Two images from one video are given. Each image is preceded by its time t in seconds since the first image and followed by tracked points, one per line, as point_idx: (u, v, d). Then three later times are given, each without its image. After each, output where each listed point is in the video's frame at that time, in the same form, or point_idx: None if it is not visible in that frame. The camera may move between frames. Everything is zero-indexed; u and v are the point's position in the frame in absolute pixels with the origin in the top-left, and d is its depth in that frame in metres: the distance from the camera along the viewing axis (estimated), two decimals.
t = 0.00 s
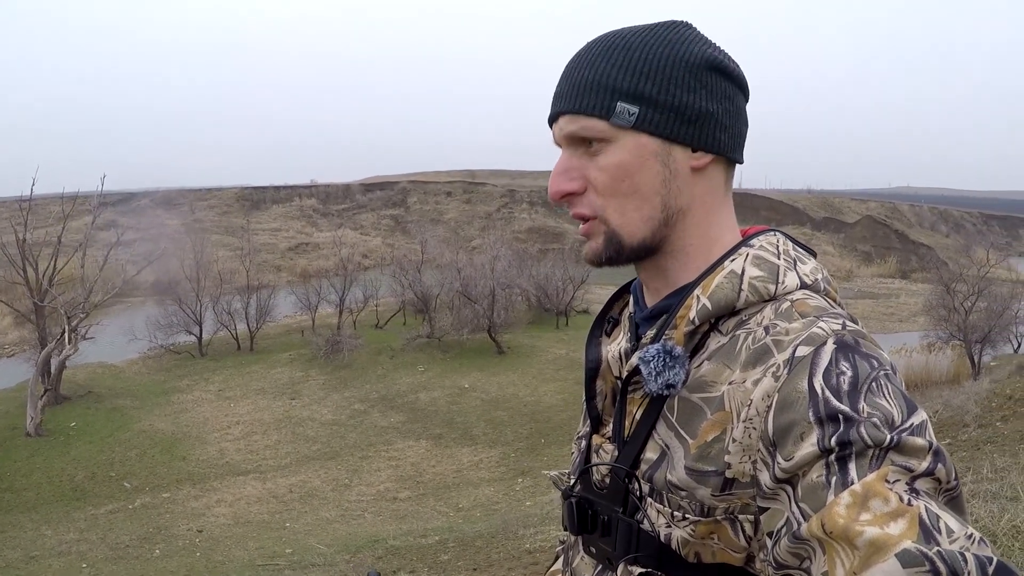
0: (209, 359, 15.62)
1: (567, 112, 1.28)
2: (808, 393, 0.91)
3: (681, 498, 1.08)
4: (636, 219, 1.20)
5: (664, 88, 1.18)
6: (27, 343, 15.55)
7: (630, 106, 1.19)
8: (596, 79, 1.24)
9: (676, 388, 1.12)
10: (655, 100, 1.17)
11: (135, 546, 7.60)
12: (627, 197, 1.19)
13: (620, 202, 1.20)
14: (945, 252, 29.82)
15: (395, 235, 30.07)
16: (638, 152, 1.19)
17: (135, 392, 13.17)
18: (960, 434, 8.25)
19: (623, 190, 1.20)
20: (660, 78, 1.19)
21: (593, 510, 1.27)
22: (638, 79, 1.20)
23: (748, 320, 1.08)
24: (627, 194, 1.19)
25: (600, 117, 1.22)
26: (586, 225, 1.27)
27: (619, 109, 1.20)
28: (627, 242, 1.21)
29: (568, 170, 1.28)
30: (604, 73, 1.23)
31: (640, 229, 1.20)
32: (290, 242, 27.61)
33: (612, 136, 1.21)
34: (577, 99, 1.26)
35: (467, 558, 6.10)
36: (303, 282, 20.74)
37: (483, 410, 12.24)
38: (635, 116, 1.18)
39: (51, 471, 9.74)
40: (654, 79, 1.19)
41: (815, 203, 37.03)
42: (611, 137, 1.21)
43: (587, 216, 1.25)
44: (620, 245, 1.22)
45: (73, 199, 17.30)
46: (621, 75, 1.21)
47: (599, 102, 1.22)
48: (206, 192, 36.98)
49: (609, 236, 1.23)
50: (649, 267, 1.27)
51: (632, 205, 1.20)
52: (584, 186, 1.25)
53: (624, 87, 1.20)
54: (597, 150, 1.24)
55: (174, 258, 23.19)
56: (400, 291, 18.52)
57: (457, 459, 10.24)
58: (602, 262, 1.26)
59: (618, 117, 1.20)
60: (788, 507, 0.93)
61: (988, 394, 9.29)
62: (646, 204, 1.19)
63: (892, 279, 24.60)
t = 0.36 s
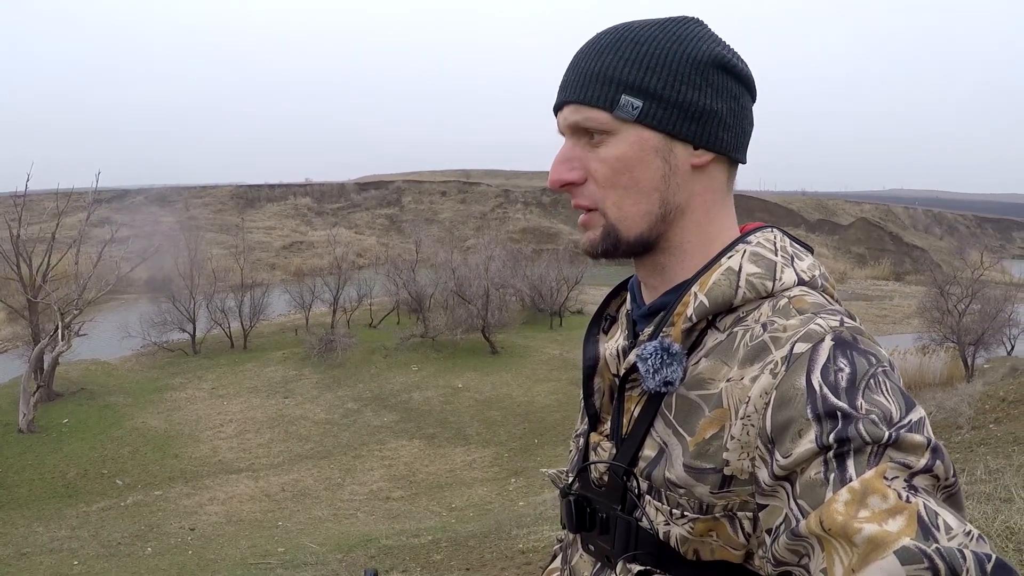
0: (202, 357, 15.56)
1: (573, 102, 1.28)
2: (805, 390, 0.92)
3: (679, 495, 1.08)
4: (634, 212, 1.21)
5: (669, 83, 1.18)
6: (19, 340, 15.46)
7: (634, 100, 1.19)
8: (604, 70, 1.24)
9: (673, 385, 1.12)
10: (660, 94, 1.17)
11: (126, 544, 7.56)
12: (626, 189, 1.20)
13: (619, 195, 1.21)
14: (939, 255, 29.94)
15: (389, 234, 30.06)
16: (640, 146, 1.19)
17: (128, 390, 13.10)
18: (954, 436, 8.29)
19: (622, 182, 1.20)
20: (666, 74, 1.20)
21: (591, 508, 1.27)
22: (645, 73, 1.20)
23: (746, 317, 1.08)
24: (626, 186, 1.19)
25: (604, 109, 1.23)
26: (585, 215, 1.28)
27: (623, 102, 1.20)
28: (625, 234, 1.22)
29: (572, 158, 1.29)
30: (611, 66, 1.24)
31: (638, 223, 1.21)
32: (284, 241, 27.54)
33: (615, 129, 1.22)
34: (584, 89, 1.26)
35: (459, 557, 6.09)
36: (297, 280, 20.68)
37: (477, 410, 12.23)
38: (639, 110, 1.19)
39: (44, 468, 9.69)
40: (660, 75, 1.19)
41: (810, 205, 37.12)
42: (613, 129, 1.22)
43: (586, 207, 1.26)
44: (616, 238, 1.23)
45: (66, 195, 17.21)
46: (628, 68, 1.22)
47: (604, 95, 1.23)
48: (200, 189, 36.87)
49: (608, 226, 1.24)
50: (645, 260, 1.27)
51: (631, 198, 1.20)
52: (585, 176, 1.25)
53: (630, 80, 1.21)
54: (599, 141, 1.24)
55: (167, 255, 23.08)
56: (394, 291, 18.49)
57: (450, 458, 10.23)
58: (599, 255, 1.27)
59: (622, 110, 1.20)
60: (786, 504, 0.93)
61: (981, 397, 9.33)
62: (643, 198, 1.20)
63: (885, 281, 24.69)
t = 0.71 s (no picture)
0: (198, 357, 15.53)
1: (568, 102, 1.30)
2: (803, 393, 0.92)
3: (677, 497, 1.09)
4: (626, 212, 1.21)
5: (661, 84, 1.19)
6: (14, 340, 15.40)
7: (626, 100, 1.20)
8: (598, 72, 1.25)
9: (671, 387, 1.12)
10: (651, 96, 1.18)
11: (123, 544, 7.53)
12: (617, 188, 1.21)
13: (610, 194, 1.21)
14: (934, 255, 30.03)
15: (385, 234, 30.05)
16: (631, 146, 1.20)
17: (124, 390, 13.07)
18: (950, 436, 8.34)
19: (612, 182, 1.21)
20: (658, 76, 1.20)
21: (589, 509, 1.27)
22: (637, 75, 1.21)
23: (744, 319, 1.08)
24: (617, 185, 1.20)
25: (596, 109, 1.24)
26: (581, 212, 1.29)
27: (614, 103, 1.21)
28: (617, 233, 1.22)
29: (567, 157, 1.29)
30: (605, 67, 1.25)
31: (628, 222, 1.21)
32: (280, 241, 27.49)
33: (607, 129, 1.23)
34: (579, 90, 1.28)
35: (455, 557, 6.09)
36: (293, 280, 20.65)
37: (472, 410, 12.23)
38: (629, 110, 1.20)
39: (40, 469, 9.66)
40: (652, 76, 1.20)
41: (805, 205, 37.22)
42: (606, 129, 1.23)
43: (581, 205, 1.27)
44: (608, 237, 1.23)
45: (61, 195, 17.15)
46: (620, 70, 1.23)
47: (597, 96, 1.24)
48: (195, 189, 36.77)
49: (601, 225, 1.25)
50: (640, 260, 1.28)
51: (623, 198, 1.21)
52: (580, 174, 1.26)
53: (623, 82, 1.21)
54: (593, 140, 1.25)
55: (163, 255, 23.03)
56: (390, 290, 18.48)
57: (445, 458, 10.23)
58: (594, 253, 1.28)
59: (613, 111, 1.21)
60: (784, 507, 0.94)
61: (977, 397, 9.35)
62: (634, 198, 1.20)
63: (881, 281, 24.76)
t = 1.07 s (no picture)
0: (196, 359, 15.51)
1: (567, 101, 1.31)
2: (801, 390, 0.92)
3: (674, 494, 1.09)
4: (621, 209, 1.22)
5: (654, 85, 1.18)
6: (12, 343, 15.36)
7: (620, 100, 1.20)
8: (597, 71, 1.25)
9: (668, 384, 1.12)
10: (646, 96, 1.18)
11: (122, 546, 7.53)
12: (613, 186, 1.21)
13: (606, 193, 1.22)
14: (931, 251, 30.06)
15: (382, 234, 30.05)
16: (626, 146, 1.20)
17: (122, 392, 13.05)
18: (948, 432, 8.37)
19: (608, 180, 1.22)
20: (654, 76, 1.19)
21: (587, 506, 1.28)
22: (633, 75, 1.20)
23: (742, 317, 1.08)
24: (614, 184, 1.21)
25: (593, 108, 1.24)
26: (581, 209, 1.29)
27: (609, 103, 1.22)
28: (613, 230, 1.23)
29: (567, 155, 1.30)
30: (602, 66, 1.25)
31: (622, 219, 1.22)
32: (277, 242, 27.45)
33: (603, 129, 1.23)
34: (578, 89, 1.28)
35: (455, 557, 6.09)
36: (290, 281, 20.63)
37: (471, 409, 12.23)
38: (624, 110, 1.20)
39: (38, 471, 9.64)
40: (647, 75, 1.19)
41: (803, 202, 37.23)
42: (602, 128, 1.23)
43: (581, 202, 1.28)
44: (606, 234, 1.24)
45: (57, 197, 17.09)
46: (617, 69, 1.23)
47: (594, 94, 1.25)
48: (192, 191, 36.73)
49: (598, 222, 1.25)
50: (637, 257, 1.28)
51: (618, 196, 1.22)
52: (578, 173, 1.27)
53: (618, 82, 1.22)
54: (591, 139, 1.25)
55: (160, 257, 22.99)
56: (387, 291, 18.47)
57: (444, 458, 10.22)
58: (593, 249, 1.29)
59: (608, 110, 1.22)
60: (782, 503, 0.94)
61: (975, 393, 9.36)
62: (629, 195, 1.21)
63: (878, 278, 24.79)
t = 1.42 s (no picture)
0: (192, 359, 15.46)
1: (574, 103, 1.31)
2: (807, 390, 0.92)
3: (676, 494, 1.09)
4: (632, 207, 1.21)
5: (663, 81, 1.19)
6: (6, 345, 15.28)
7: (628, 98, 1.20)
8: (603, 72, 1.26)
9: (672, 382, 1.12)
10: (655, 93, 1.18)
11: (120, 548, 7.51)
12: (624, 185, 1.21)
13: (618, 192, 1.22)
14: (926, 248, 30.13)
15: (378, 233, 30.01)
16: (636, 144, 1.20)
17: (119, 394, 13.01)
18: (945, 429, 8.39)
19: (620, 177, 1.21)
20: (662, 74, 1.20)
21: (588, 505, 1.28)
22: (641, 73, 1.21)
23: (746, 317, 1.08)
24: (626, 181, 1.20)
25: (601, 108, 1.24)
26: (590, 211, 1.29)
27: (618, 101, 1.22)
28: (625, 229, 1.23)
29: (574, 158, 1.30)
30: (609, 66, 1.25)
31: (635, 218, 1.22)
32: (273, 241, 27.38)
33: (611, 128, 1.23)
34: (584, 91, 1.28)
35: (453, 557, 6.08)
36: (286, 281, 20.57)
37: (468, 408, 12.21)
38: (633, 108, 1.20)
39: (35, 474, 9.60)
40: (655, 74, 1.20)
41: (798, 199, 37.30)
42: (610, 128, 1.23)
43: (590, 204, 1.28)
44: (617, 234, 1.24)
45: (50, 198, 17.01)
46: (624, 68, 1.23)
47: (602, 95, 1.25)
48: (187, 191, 36.60)
49: (608, 221, 1.25)
50: (646, 256, 1.28)
51: (630, 194, 1.21)
52: (587, 175, 1.27)
53: (625, 81, 1.22)
54: (599, 140, 1.25)
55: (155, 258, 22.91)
56: (383, 290, 18.43)
57: (442, 457, 10.21)
58: (603, 250, 1.28)
59: (616, 109, 1.22)
60: (785, 504, 0.94)
61: (971, 388, 9.38)
62: (640, 193, 1.20)
63: (874, 274, 24.85)
